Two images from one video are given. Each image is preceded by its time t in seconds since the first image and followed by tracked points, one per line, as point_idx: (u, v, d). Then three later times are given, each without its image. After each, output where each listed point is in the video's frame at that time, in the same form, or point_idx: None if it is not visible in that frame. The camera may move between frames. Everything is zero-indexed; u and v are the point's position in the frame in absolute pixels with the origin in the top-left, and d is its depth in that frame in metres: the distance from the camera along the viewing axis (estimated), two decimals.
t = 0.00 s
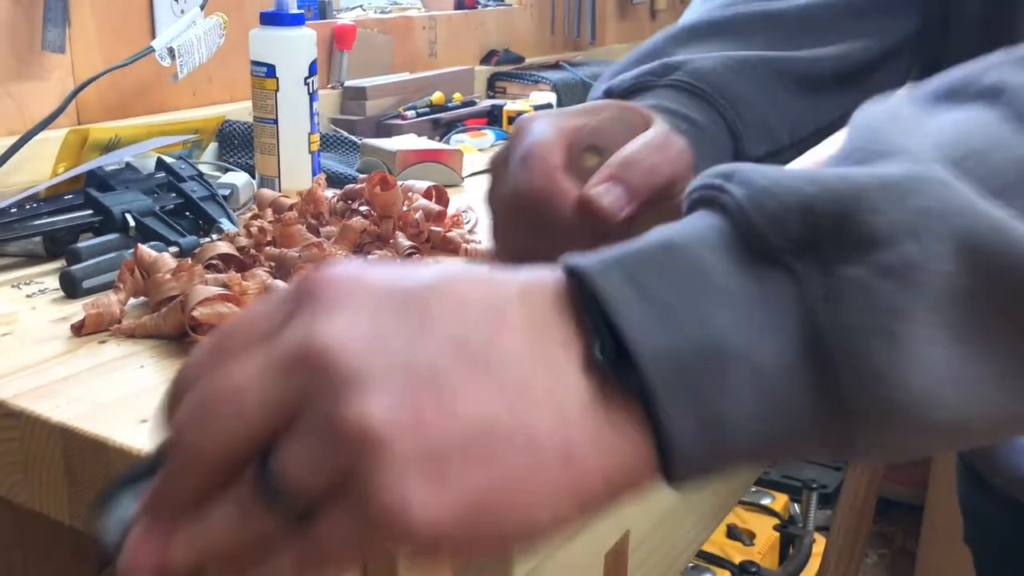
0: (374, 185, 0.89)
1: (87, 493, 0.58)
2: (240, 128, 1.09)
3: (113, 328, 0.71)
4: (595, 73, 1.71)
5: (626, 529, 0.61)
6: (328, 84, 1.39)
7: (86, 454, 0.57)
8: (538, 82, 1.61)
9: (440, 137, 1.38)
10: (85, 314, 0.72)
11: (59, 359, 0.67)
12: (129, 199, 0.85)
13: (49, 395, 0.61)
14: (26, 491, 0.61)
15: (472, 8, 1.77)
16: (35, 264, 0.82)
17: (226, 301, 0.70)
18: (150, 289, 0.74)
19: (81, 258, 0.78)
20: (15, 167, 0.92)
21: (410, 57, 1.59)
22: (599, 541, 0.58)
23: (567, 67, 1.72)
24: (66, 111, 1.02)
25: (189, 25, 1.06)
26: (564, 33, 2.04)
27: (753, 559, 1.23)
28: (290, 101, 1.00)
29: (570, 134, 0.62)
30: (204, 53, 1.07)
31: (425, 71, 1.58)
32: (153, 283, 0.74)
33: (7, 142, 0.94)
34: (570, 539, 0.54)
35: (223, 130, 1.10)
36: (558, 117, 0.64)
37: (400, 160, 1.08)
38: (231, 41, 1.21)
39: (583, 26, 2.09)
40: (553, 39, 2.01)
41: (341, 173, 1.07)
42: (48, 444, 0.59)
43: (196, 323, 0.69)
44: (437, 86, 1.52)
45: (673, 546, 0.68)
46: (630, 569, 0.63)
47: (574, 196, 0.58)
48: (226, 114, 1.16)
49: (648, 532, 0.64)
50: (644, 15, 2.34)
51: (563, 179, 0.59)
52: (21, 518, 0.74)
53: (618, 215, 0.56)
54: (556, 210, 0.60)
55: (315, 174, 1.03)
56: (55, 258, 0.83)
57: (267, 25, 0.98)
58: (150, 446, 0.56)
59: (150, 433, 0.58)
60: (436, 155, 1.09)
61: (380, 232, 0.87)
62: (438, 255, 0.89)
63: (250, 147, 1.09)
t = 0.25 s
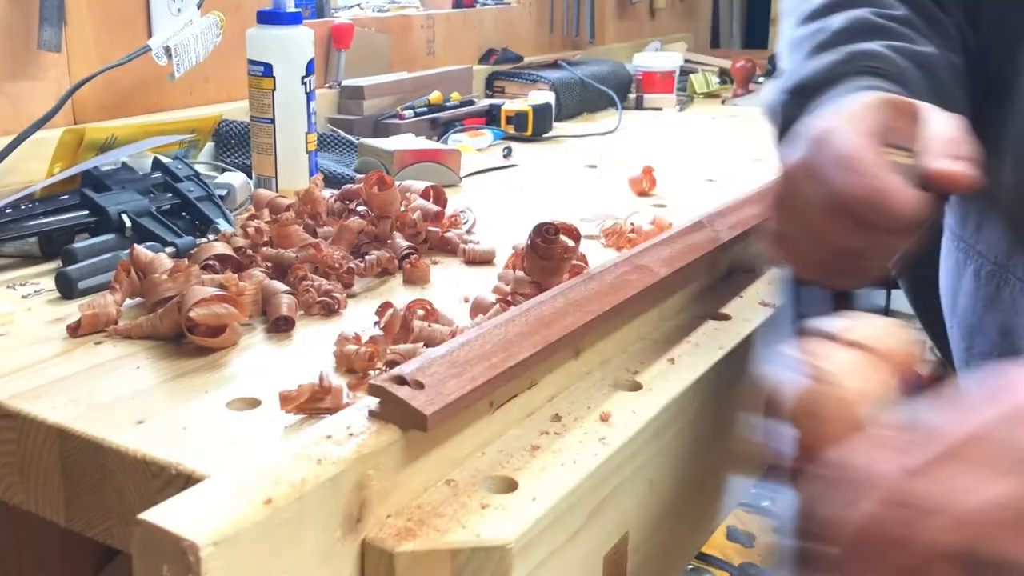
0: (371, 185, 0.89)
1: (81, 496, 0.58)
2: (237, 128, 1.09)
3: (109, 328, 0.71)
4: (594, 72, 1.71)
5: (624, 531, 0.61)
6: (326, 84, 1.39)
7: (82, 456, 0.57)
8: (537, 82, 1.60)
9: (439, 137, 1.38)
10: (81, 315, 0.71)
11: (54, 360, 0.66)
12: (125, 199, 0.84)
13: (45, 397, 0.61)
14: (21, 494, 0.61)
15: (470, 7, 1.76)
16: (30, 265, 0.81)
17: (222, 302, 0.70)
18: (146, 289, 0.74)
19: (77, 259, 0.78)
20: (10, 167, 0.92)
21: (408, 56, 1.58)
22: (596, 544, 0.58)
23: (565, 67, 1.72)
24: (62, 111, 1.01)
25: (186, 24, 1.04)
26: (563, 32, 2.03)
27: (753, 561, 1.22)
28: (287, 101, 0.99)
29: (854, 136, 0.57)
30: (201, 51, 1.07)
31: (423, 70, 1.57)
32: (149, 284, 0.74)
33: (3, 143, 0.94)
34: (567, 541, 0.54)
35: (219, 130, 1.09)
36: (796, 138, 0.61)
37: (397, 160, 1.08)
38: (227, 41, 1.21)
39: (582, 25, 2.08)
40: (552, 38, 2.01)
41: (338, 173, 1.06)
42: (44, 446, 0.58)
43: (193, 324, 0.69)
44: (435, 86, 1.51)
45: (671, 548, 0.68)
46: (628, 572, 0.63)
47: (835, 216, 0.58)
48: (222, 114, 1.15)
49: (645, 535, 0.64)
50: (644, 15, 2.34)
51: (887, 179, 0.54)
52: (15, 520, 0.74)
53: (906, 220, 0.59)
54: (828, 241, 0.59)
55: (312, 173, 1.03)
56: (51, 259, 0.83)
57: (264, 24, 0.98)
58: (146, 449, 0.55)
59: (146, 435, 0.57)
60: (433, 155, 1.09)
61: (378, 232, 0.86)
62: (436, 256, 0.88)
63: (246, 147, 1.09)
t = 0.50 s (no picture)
0: (369, 185, 0.88)
1: (78, 496, 0.57)
2: (234, 128, 1.09)
3: (105, 329, 0.71)
4: (592, 71, 1.70)
5: (624, 532, 0.61)
6: (323, 83, 1.39)
7: (78, 457, 0.57)
8: (535, 81, 1.60)
9: (437, 136, 1.38)
10: (77, 315, 0.71)
11: (50, 361, 0.66)
12: (122, 199, 0.84)
13: (41, 398, 0.60)
14: (17, 495, 0.60)
15: (468, 5, 1.76)
16: (26, 265, 0.81)
17: (219, 302, 0.69)
18: (143, 290, 0.73)
19: (73, 259, 0.77)
20: (6, 166, 0.92)
21: (406, 54, 1.58)
22: (594, 546, 0.57)
23: (564, 65, 1.71)
24: (58, 110, 1.01)
25: (182, 22, 1.04)
26: (561, 30, 2.03)
27: (754, 564, 1.23)
28: (283, 99, 0.99)
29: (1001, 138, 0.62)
30: (197, 50, 1.06)
31: (421, 70, 1.57)
32: (145, 284, 0.73)
33: None
34: (567, 542, 0.54)
35: (215, 130, 1.09)
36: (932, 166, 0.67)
37: (395, 159, 1.07)
38: (224, 39, 1.20)
39: (581, 24, 2.08)
40: (550, 37, 2.00)
41: (335, 173, 1.06)
42: (40, 447, 0.58)
43: (189, 324, 0.68)
44: (433, 85, 1.51)
45: (670, 549, 0.68)
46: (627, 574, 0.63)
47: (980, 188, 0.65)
48: (219, 113, 1.15)
49: (645, 537, 0.64)
50: (643, 13, 2.33)
51: None
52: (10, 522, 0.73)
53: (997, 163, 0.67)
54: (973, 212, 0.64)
55: (309, 173, 1.03)
56: (47, 259, 0.82)
57: (261, 23, 0.97)
58: (143, 449, 0.55)
59: (143, 436, 0.57)
60: (431, 154, 1.08)
61: (376, 232, 0.86)
62: (434, 256, 0.88)
63: (243, 146, 1.09)
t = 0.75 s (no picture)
0: (367, 184, 0.88)
1: (74, 498, 0.57)
2: (231, 127, 1.09)
3: (101, 330, 0.70)
4: (591, 70, 1.70)
5: (623, 533, 0.60)
6: (321, 82, 1.38)
7: (74, 458, 0.56)
8: (534, 80, 1.59)
9: (435, 136, 1.37)
10: (73, 315, 0.70)
11: (45, 362, 0.65)
12: (118, 199, 0.83)
13: (36, 399, 0.60)
14: (13, 495, 0.60)
15: (466, 4, 1.75)
16: (21, 265, 0.80)
17: (216, 303, 0.69)
18: (139, 290, 0.73)
19: (69, 259, 0.77)
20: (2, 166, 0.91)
21: (404, 53, 1.57)
22: (593, 548, 0.57)
23: (563, 64, 1.71)
24: (54, 109, 1.00)
25: (179, 21, 1.03)
26: (559, 30, 2.03)
27: (754, 566, 1.22)
28: (280, 99, 0.98)
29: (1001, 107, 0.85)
30: (194, 49, 1.05)
31: (419, 69, 1.57)
32: (142, 284, 0.73)
33: None
34: (566, 543, 0.54)
35: (212, 129, 1.08)
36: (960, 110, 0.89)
37: (393, 159, 1.07)
38: (220, 38, 1.20)
39: (579, 23, 2.07)
40: (548, 36, 2.00)
41: (333, 172, 1.06)
42: (35, 448, 0.58)
43: (186, 325, 0.68)
44: (431, 84, 1.50)
45: (671, 550, 0.68)
46: None
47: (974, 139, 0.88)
48: (215, 112, 1.14)
49: (644, 538, 0.64)
50: (642, 12, 2.33)
51: None
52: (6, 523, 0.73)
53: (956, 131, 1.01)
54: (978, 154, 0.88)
55: (307, 172, 1.02)
56: (43, 259, 0.82)
57: (258, 22, 0.97)
58: (140, 450, 0.55)
59: (139, 437, 0.56)
60: (429, 154, 1.08)
61: (374, 232, 0.86)
62: (432, 256, 0.88)
63: (240, 146, 1.08)
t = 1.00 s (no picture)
0: (365, 184, 0.88)
1: (70, 499, 0.57)
2: (228, 126, 1.08)
3: (98, 330, 0.70)
4: (590, 69, 1.69)
5: (623, 534, 0.60)
6: (318, 81, 1.38)
7: (70, 459, 0.56)
8: (533, 79, 1.59)
9: (433, 135, 1.37)
10: (69, 316, 0.70)
11: (41, 363, 0.65)
12: (115, 198, 0.83)
13: (32, 399, 0.60)
14: (9, 497, 0.60)
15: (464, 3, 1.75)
16: (16, 265, 0.80)
17: (213, 303, 0.68)
18: (136, 290, 0.73)
19: (65, 259, 0.76)
20: None
21: (401, 53, 1.57)
22: (593, 549, 0.57)
23: (561, 63, 1.70)
24: (50, 108, 1.00)
25: (176, 20, 1.03)
26: (557, 28, 2.02)
27: (753, 568, 1.22)
28: (278, 98, 0.98)
29: None
30: (190, 48, 1.05)
31: (417, 68, 1.56)
32: (138, 284, 0.72)
33: None
34: (565, 544, 0.53)
35: (209, 128, 1.08)
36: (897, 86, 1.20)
37: (391, 158, 1.06)
38: (217, 37, 1.19)
39: (578, 22, 2.07)
40: (547, 35, 2.00)
41: (330, 172, 1.05)
42: (31, 449, 0.57)
43: (183, 325, 0.67)
44: (429, 84, 1.50)
45: (670, 551, 0.67)
46: None
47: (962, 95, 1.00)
48: (212, 111, 1.14)
49: (644, 538, 0.63)
50: (641, 10, 2.33)
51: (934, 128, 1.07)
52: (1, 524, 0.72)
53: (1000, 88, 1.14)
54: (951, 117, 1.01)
55: (304, 172, 1.02)
56: (39, 259, 0.81)
57: (255, 21, 0.97)
58: (137, 451, 0.54)
59: (136, 438, 0.56)
60: (427, 153, 1.08)
61: (372, 232, 0.85)
62: (430, 256, 0.87)
63: (237, 145, 1.08)
